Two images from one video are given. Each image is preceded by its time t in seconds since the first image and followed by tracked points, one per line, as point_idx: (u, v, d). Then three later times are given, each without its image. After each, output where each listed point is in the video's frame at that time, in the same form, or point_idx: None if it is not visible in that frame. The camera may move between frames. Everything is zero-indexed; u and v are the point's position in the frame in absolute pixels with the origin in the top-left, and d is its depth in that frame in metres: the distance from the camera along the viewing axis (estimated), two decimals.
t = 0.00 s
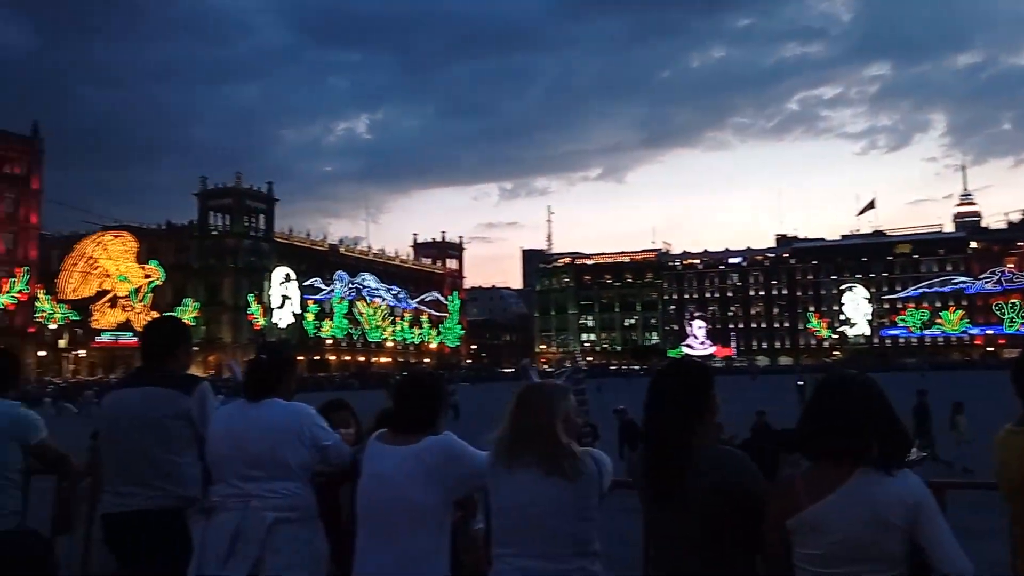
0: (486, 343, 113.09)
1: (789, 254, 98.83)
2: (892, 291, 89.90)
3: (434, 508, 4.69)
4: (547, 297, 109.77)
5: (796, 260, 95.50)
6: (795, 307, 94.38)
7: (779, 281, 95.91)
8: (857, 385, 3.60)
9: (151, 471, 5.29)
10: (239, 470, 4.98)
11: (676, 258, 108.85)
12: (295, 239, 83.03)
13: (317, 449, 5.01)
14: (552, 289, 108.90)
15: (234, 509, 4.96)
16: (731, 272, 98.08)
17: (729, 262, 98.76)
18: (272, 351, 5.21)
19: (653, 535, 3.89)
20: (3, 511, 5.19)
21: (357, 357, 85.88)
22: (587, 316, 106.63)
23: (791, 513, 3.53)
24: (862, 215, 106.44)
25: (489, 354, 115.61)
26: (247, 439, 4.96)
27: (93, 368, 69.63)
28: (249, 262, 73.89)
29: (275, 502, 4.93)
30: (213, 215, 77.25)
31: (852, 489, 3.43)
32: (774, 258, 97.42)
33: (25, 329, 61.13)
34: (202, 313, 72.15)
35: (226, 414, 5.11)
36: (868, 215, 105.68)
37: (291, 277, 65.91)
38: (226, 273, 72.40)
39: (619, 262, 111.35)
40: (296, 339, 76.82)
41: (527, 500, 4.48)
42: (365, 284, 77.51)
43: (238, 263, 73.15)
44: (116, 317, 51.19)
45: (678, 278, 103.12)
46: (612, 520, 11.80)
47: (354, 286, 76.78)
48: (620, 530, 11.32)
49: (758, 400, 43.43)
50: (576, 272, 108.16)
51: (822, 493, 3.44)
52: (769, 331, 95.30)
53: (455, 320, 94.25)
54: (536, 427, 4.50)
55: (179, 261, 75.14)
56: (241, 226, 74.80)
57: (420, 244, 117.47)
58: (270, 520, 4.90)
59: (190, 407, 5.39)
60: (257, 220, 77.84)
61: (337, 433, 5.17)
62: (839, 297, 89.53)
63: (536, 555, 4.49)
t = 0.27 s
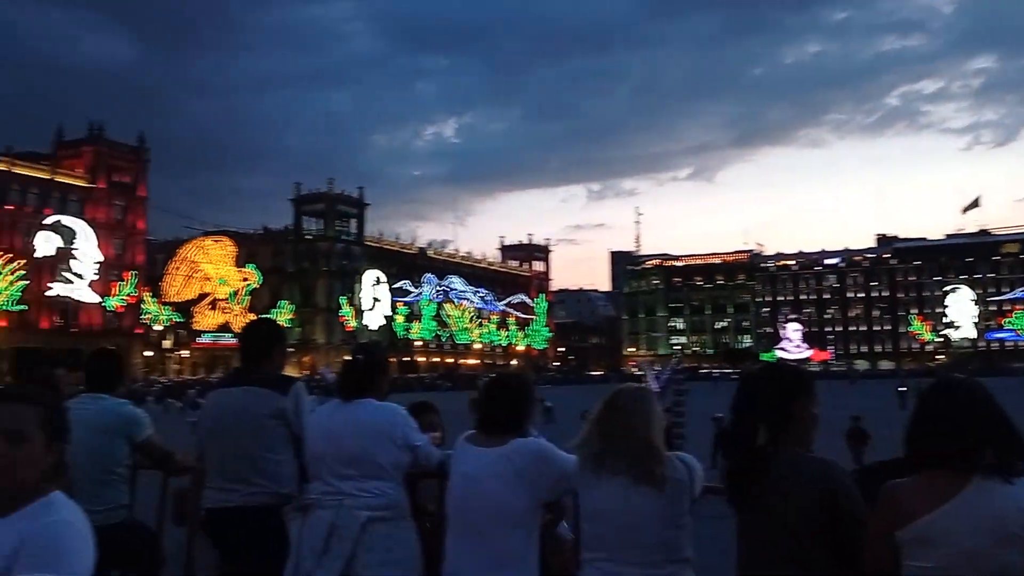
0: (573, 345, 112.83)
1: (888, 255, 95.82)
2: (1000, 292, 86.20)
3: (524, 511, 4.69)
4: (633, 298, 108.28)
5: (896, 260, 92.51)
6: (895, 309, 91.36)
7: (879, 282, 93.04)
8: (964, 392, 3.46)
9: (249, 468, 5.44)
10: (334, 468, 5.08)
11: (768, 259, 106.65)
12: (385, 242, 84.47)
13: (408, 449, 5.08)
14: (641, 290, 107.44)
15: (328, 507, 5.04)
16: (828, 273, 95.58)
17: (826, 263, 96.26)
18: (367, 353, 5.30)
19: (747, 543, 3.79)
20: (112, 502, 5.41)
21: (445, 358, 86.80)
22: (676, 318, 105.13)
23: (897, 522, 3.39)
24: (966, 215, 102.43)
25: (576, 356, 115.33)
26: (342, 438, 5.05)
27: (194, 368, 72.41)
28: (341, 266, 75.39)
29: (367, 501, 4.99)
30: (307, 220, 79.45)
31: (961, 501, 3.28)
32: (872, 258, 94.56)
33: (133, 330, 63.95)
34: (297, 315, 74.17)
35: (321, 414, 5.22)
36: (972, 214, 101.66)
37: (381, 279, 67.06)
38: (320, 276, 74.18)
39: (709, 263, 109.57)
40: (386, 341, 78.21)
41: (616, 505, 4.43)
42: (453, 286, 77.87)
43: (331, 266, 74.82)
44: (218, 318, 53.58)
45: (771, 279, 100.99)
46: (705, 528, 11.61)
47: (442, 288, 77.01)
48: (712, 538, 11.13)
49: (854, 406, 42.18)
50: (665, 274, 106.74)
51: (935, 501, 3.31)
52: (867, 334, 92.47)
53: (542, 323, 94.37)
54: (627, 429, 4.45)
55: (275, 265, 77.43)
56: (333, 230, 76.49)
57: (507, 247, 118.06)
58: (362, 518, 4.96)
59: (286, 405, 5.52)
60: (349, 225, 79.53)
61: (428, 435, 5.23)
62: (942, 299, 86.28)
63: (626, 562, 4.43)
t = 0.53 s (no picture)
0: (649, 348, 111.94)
1: (979, 255, 92.72)
2: None
3: (598, 515, 4.66)
4: (711, 301, 106.45)
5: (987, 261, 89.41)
6: (987, 311, 88.33)
7: (969, 283, 90.06)
8: None
9: (327, 467, 5.54)
10: (409, 468, 5.13)
11: (851, 261, 104.10)
12: (461, 245, 85.12)
13: (483, 451, 5.12)
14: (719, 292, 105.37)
15: (404, 507, 5.08)
16: (915, 274, 92.88)
17: (913, 264, 93.56)
18: (446, 355, 5.33)
19: (826, 553, 3.69)
20: (195, 498, 5.58)
21: (521, 360, 87.05)
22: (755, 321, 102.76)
23: (986, 535, 3.27)
24: None
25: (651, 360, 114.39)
26: (417, 440, 5.10)
27: (276, 368, 74.22)
28: (416, 268, 76.17)
29: (443, 502, 5.02)
30: (384, 222, 80.35)
31: None
32: (962, 259, 91.54)
33: (217, 331, 65.87)
34: (374, 316, 75.25)
35: (401, 417, 5.27)
36: None
37: (457, 281, 67.57)
38: (396, 278, 75.11)
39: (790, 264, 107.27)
40: (462, 342, 78.80)
41: (692, 512, 4.36)
42: (527, 289, 77.74)
43: (407, 268, 75.70)
44: (298, 320, 54.83)
45: (855, 280, 98.57)
46: (786, 537, 11.38)
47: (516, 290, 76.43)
48: (792, 545, 10.93)
49: (942, 412, 40.93)
50: (744, 275, 104.48)
51: None
52: (958, 337, 89.54)
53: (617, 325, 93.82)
54: (705, 432, 4.38)
55: (353, 267, 78.80)
56: (409, 233, 77.28)
57: (581, 249, 117.70)
58: (437, 519, 4.99)
59: (362, 405, 5.59)
60: (425, 227, 80.23)
61: (503, 438, 5.26)
62: None
63: (701, 570, 4.35)
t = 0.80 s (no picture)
0: (719, 350, 110.33)
1: None
2: None
3: (669, 519, 4.60)
4: (784, 303, 104.53)
5: None
6: None
7: None
8: None
9: (397, 468, 5.59)
10: (479, 470, 5.15)
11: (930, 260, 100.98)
12: (528, 247, 85.13)
13: (553, 454, 5.11)
14: (793, 293, 103.39)
15: (475, 509, 5.10)
16: (998, 274, 89.68)
17: (996, 263, 90.32)
18: (518, 359, 5.32)
19: (906, 560, 3.57)
20: (269, 497, 5.68)
21: (588, 363, 86.65)
22: (831, 323, 100.57)
23: None
24: None
25: (722, 362, 112.70)
26: (488, 442, 5.12)
27: (346, 370, 75.27)
28: (483, 271, 76.30)
29: (513, 504, 5.02)
30: (451, 226, 80.54)
31: None
32: None
33: (290, 334, 67.12)
34: (442, 319, 75.82)
35: (473, 420, 5.29)
36: None
37: (523, 284, 67.58)
38: (462, 282, 75.40)
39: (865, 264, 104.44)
40: (529, 345, 79.16)
41: (765, 517, 4.28)
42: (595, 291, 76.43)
43: (473, 271, 75.86)
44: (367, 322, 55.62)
45: (935, 281, 95.56)
46: (864, 543, 11.06)
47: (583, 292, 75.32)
48: (870, 553, 10.61)
49: None
50: (818, 276, 102.11)
51: None
52: None
53: (686, 327, 92.68)
54: (780, 435, 4.29)
55: (421, 270, 79.45)
56: (476, 236, 77.36)
57: (649, 250, 116.64)
58: (508, 521, 4.99)
59: (430, 406, 5.62)
60: (491, 230, 80.24)
61: (574, 441, 5.23)
62: None
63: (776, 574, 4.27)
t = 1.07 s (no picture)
0: (775, 351, 108.74)
1: None
2: None
3: (726, 521, 4.53)
4: (842, 302, 102.64)
5: None
6: None
7: None
8: None
9: (451, 470, 5.61)
10: (534, 470, 5.13)
11: (993, 257, 98.28)
12: (578, 248, 84.90)
13: (608, 456, 5.07)
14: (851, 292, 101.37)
15: (527, 510, 5.08)
16: None
17: None
18: (574, 363, 5.29)
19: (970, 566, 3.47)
20: (325, 499, 5.74)
21: (641, 364, 86.09)
22: (891, 322, 98.09)
23: None
24: None
25: (777, 363, 111.07)
26: (543, 443, 5.10)
27: (399, 372, 75.94)
28: (534, 272, 76.18)
29: (567, 506, 5.00)
30: (502, 228, 80.73)
31: None
32: None
33: (344, 337, 67.83)
34: (494, 321, 76.04)
35: (528, 421, 5.28)
36: None
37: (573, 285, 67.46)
38: (513, 283, 75.40)
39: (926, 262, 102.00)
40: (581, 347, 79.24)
41: (824, 516, 4.20)
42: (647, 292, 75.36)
43: (524, 273, 75.80)
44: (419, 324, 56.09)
45: (998, 278, 92.94)
46: (926, 548, 10.79)
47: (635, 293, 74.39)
48: (933, 558, 10.35)
49: None
50: (877, 274, 100.07)
51: None
52: None
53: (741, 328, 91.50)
54: (840, 439, 4.21)
55: (472, 273, 79.80)
56: (527, 237, 77.31)
57: (702, 250, 115.49)
58: (560, 523, 4.96)
59: (482, 409, 5.62)
60: (542, 232, 80.08)
61: (629, 443, 5.19)
62: None
63: None
